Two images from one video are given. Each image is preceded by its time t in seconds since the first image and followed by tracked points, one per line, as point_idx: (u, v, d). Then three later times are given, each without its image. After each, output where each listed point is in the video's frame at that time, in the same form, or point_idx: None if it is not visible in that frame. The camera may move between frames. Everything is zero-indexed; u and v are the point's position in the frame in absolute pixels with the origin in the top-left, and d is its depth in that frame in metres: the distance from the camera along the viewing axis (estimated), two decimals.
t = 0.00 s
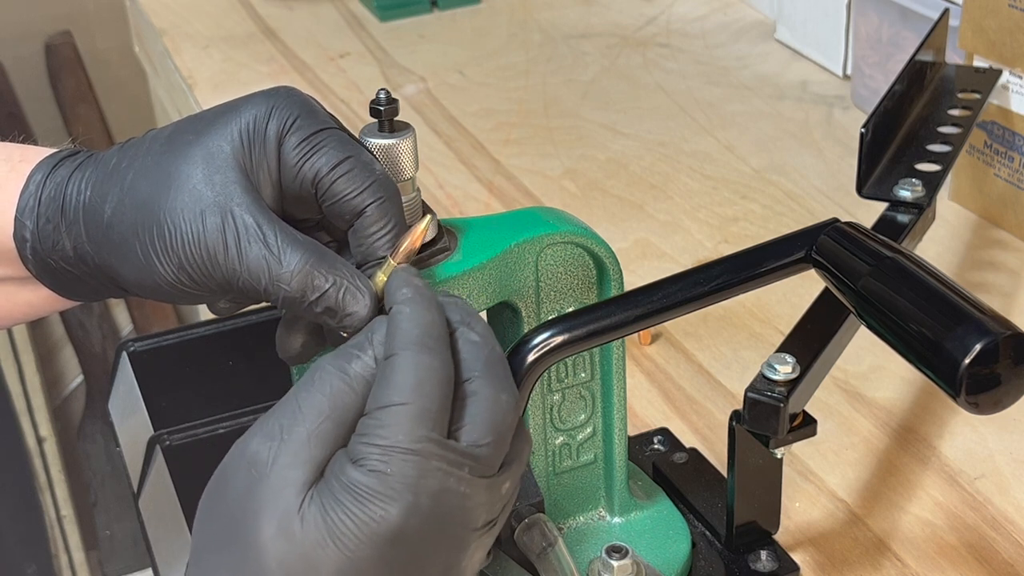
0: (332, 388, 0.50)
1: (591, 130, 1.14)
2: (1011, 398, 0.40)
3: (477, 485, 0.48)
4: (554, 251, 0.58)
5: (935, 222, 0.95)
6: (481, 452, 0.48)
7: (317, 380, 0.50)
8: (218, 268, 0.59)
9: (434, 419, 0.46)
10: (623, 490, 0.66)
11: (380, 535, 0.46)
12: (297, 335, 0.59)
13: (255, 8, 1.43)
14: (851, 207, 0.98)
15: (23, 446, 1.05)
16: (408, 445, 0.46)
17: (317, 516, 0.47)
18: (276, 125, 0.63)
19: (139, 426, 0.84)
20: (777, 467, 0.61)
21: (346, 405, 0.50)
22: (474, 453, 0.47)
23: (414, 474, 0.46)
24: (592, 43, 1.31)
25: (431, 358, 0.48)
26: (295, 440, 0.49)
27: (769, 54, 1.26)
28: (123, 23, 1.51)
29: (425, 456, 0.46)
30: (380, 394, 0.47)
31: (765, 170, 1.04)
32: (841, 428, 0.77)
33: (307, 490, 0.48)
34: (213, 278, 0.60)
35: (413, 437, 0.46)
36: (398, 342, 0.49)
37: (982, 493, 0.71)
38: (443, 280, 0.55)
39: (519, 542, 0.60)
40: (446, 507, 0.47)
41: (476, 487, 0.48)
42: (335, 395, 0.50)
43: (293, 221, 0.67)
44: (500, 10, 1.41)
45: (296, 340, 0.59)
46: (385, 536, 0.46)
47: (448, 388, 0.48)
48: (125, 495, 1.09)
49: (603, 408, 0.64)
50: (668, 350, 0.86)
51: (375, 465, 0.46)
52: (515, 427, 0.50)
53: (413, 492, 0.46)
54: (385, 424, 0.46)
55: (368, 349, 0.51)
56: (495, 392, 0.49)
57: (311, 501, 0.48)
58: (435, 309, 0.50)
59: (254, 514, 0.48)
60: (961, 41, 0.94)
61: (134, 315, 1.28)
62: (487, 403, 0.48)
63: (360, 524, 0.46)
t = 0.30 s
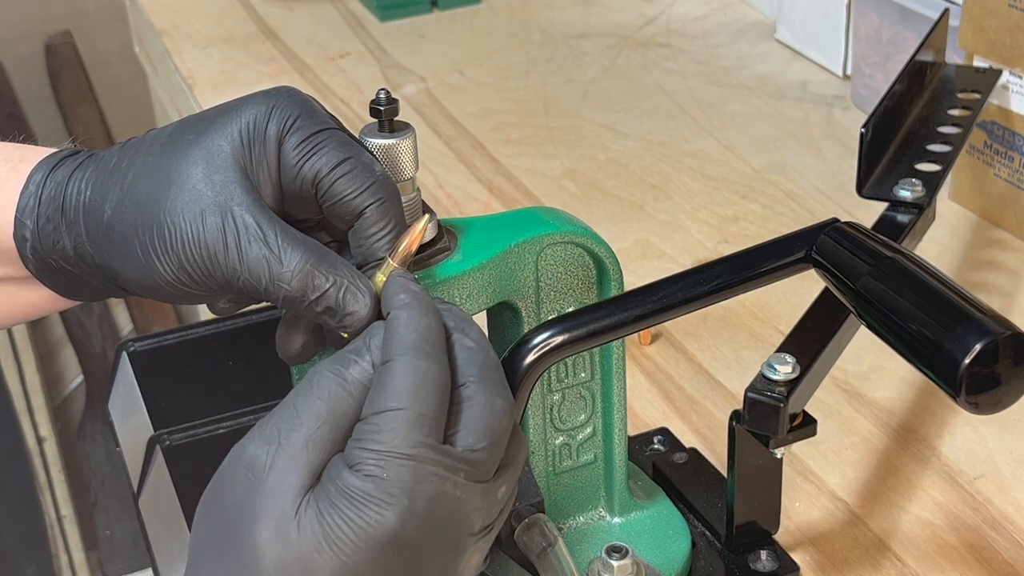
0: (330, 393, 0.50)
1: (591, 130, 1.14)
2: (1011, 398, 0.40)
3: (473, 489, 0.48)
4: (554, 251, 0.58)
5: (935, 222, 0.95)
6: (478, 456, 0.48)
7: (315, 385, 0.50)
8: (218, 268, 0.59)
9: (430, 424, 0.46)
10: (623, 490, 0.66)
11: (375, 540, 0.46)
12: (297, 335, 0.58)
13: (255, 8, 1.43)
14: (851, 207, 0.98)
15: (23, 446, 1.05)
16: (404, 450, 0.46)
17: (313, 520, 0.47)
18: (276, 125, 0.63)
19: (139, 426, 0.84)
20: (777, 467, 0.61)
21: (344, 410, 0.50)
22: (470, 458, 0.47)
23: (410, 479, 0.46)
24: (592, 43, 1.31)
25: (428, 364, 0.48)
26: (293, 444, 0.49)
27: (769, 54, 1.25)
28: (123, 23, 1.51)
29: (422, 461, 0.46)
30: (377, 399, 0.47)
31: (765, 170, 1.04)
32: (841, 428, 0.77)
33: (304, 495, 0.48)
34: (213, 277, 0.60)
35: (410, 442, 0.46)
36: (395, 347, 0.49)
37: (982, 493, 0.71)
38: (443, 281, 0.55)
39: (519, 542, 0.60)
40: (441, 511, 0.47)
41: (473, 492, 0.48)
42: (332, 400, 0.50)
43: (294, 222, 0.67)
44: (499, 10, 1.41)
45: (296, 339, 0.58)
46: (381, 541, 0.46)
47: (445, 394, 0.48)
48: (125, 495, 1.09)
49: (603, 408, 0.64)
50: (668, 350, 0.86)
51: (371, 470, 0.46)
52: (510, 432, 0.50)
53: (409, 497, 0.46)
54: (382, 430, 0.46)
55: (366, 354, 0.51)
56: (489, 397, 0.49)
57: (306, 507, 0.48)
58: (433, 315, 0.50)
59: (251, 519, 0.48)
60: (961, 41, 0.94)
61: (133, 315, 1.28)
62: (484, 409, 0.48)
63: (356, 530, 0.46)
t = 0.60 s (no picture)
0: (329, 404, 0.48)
1: (591, 130, 1.14)
2: (1011, 398, 0.40)
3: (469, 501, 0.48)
4: (554, 251, 0.58)
5: (935, 222, 0.95)
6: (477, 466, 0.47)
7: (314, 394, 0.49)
8: (218, 267, 0.59)
9: (435, 442, 0.46)
10: (623, 490, 0.66)
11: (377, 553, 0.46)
12: (298, 334, 0.58)
13: (255, 8, 1.43)
14: (851, 207, 0.98)
15: (23, 446, 1.05)
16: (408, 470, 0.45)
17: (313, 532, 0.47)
18: (276, 124, 0.63)
19: (139, 426, 0.84)
20: (777, 466, 0.61)
21: (341, 422, 0.49)
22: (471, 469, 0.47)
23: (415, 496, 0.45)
24: (592, 43, 1.31)
25: (431, 377, 0.46)
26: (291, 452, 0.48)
27: (769, 54, 1.25)
28: (123, 23, 1.51)
29: (423, 476, 0.46)
30: (379, 413, 0.46)
31: (765, 171, 1.04)
32: (841, 428, 0.77)
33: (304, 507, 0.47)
34: (213, 276, 0.60)
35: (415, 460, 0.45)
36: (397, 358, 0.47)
37: (982, 493, 0.71)
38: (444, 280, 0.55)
39: (519, 542, 0.60)
40: (443, 524, 0.47)
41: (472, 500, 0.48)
42: (330, 411, 0.48)
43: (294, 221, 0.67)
44: (499, 10, 1.41)
45: (296, 339, 0.58)
46: (383, 553, 0.46)
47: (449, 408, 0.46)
48: (125, 495, 1.09)
49: (603, 408, 0.64)
50: (668, 350, 0.86)
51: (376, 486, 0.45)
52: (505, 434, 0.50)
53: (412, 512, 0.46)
54: (387, 447, 0.45)
55: (364, 367, 0.49)
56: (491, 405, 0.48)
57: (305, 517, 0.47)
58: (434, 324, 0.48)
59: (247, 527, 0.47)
60: (961, 41, 0.94)
61: (133, 315, 1.28)
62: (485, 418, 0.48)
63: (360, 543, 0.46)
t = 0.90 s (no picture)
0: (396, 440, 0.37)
1: (591, 130, 1.14)
2: (1011, 398, 0.40)
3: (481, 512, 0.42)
4: (555, 251, 0.58)
5: (935, 222, 0.95)
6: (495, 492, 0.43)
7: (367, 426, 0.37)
8: (216, 265, 0.59)
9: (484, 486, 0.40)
10: (623, 490, 0.66)
11: None
12: (297, 334, 0.57)
13: (255, 8, 1.43)
14: (851, 207, 0.98)
15: (24, 446, 1.06)
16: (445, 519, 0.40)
17: None
18: (273, 123, 0.63)
19: (139, 427, 0.84)
20: (777, 466, 0.61)
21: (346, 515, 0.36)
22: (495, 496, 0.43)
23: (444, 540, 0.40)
24: (592, 43, 1.31)
25: (516, 410, 0.39)
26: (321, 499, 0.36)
27: (769, 54, 1.26)
28: (123, 22, 1.51)
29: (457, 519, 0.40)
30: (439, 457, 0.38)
31: (765, 171, 1.04)
32: (841, 428, 0.77)
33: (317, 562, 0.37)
34: (212, 274, 0.60)
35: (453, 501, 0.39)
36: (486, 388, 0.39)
37: (982, 493, 0.71)
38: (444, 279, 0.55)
39: (519, 542, 0.60)
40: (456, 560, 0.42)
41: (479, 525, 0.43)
42: (328, 510, 0.36)
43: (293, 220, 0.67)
44: (499, 10, 1.41)
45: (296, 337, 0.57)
46: None
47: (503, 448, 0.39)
48: (126, 495, 1.09)
49: (603, 408, 0.64)
50: (668, 350, 0.86)
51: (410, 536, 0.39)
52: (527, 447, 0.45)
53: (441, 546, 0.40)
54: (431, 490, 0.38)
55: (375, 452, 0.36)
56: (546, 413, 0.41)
57: (327, 573, 0.37)
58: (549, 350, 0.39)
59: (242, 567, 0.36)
60: (961, 41, 0.94)
61: (133, 315, 1.28)
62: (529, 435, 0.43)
63: None
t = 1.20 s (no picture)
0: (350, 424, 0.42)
1: (591, 130, 1.14)
2: (1011, 398, 0.40)
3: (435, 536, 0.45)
4: (554, 251, 0.58)
5: (935, 222, 0.95)
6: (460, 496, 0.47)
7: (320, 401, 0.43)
8: (211, 263, 0.59)
9: (444, 469, 0.44)
10: (623, 490, 0.66)
11: None
12: (298, 335, 0.56)
13: (255, 8, 1.43)
14: (851, 207, 0.98)
15: (24, 447, 1.06)
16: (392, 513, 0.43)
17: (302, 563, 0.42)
18: (270, 121, 0.63)
19: (139, 427, 0.84)
20: (777, 466, 0.61)
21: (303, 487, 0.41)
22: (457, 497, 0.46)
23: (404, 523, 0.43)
24: (592, 43, 1.31)
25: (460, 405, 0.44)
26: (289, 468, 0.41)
27: (769, 54, 1.26)
28: (123, 23, 1.51)
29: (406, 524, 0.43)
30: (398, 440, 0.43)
31: (765, 170, 1.04)
32: (841, 428, 0.77)
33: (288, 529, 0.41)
34: (207, 272, 0.60)
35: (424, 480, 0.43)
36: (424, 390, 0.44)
37: (982, 493, 0.71)
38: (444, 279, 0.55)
39: (519, 542, 0.60)
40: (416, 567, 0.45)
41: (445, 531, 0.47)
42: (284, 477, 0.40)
43: (291, 219, 0.67)
44: (499, 10, 1.41)
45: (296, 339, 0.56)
46: None
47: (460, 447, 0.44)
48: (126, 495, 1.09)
49: (603, 408, 0.64)
50: (668, 349, 0.86)
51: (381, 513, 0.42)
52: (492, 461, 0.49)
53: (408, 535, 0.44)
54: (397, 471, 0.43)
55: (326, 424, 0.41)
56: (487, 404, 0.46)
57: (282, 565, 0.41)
58: (478, 344, 0.45)
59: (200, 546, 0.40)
60: (961, 41, 0.94)
61: (133, 315, 1.28)
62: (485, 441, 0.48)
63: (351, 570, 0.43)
